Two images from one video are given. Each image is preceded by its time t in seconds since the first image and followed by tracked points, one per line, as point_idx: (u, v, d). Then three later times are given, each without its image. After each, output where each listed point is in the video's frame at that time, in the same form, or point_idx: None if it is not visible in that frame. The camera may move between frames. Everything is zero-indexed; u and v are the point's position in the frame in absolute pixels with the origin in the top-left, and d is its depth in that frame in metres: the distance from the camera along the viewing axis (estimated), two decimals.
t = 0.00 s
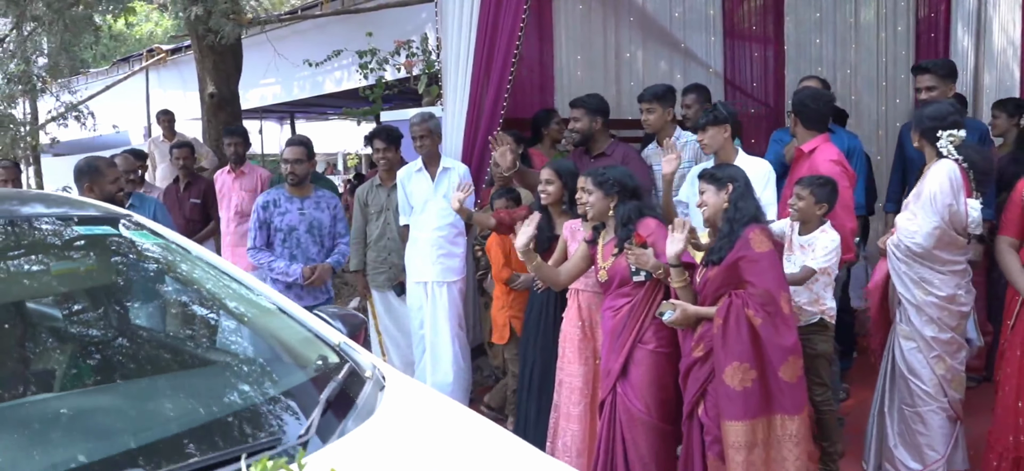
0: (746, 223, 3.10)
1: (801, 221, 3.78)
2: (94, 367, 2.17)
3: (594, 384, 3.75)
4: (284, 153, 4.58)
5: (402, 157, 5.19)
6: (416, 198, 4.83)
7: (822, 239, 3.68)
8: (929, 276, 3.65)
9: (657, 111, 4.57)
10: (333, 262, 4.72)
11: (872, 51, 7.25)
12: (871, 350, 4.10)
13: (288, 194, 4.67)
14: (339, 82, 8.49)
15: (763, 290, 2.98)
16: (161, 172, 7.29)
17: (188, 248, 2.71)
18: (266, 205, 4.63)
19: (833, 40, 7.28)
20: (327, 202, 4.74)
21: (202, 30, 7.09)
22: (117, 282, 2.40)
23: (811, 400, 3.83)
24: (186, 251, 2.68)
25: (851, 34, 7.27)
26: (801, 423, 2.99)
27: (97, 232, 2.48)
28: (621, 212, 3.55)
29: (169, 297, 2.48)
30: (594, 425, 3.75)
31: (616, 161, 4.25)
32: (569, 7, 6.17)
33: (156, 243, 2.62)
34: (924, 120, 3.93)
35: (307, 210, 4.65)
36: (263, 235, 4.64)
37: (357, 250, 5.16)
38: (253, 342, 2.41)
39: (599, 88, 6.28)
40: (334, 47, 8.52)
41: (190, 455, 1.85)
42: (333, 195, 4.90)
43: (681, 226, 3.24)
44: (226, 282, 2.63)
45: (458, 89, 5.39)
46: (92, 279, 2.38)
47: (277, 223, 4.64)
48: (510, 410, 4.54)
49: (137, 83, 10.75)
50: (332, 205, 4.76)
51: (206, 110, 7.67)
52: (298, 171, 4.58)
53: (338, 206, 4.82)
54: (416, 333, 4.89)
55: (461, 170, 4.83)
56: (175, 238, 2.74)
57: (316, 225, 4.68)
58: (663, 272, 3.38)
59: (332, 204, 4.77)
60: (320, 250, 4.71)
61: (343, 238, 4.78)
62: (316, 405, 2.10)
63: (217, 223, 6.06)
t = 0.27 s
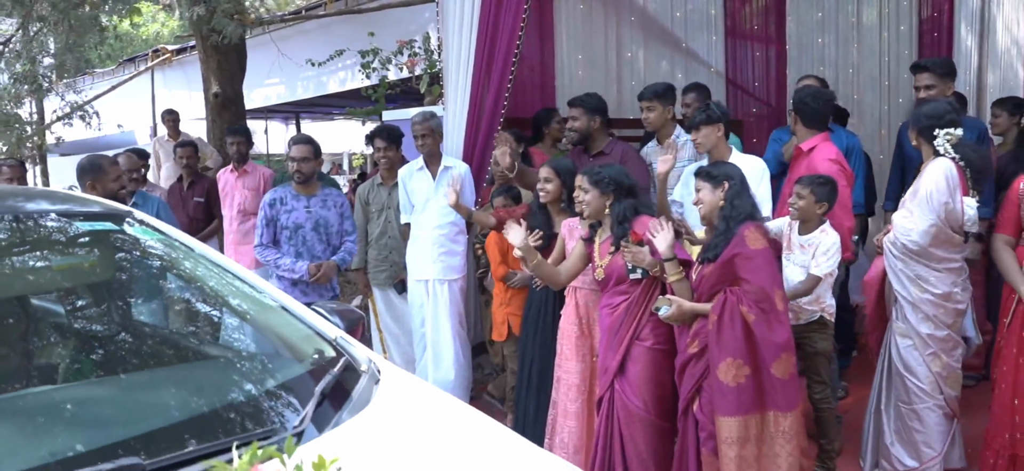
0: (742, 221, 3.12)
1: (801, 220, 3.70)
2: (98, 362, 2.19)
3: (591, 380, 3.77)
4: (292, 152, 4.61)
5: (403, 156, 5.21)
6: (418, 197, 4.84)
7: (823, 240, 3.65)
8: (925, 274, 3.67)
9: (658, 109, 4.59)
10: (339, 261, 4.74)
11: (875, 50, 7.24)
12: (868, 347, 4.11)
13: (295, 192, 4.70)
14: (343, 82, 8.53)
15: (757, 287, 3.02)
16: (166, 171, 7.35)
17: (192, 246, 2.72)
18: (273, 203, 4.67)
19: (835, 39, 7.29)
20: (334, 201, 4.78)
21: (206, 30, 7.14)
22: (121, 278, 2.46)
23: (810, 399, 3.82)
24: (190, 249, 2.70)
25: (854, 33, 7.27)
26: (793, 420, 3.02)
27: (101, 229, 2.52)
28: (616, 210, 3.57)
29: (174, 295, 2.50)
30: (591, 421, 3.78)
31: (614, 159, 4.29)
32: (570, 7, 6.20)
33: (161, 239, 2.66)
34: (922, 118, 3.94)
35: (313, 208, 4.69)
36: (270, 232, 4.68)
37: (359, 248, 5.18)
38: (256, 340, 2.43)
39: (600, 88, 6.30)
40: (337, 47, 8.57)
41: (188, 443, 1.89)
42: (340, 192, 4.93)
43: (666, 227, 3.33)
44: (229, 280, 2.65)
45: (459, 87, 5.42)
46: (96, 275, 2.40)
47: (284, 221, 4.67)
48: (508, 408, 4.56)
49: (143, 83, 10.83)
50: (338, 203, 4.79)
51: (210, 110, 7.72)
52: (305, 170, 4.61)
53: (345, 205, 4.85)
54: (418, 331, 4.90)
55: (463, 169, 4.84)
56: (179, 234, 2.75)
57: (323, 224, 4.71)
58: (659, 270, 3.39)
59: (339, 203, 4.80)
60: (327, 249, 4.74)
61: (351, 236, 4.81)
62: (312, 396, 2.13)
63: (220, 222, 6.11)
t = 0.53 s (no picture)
0: (738, 218, 3.14)
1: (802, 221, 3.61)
2: (107, 355, 2.20)
3: (591, 376, 3.81)
4: (303, 150, 4.66)
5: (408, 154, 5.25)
6: (422, 194, 4.86)
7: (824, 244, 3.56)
8: (924, 271, 3.69)
9: (661, 107, 4.59)
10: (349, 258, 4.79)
11: (881, 50, 7.20)
12: (867, 344, 4.13)
13: (306, 189, 4.75)
14: (350, 82, 8.60)
15: (752, 282, 3.05)
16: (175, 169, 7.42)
17: (204, 244, 2.76)
18: (284, 200, 4.72)
19: (841, 38, 7.27)
20: (345, 198, 4.82)
21: (215, 31, 7.21)
22: (131, 275, 2.49)
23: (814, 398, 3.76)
24: (201, 246, 2.74)
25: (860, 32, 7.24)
26: (789, 415, 3.07)
27: (112, 223, 2.56)
28: (614, 207, 3.60)
29: (182, 290, 2.55)
30: (591, 416, 3.81)
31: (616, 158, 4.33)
32: (575, 7, 6.23)
33: (170, 236, 2.70)
34: (922, 116, 3.96)
35: (324, 205, 4.73)
36: (281, 229, 4.73)
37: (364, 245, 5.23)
38: (263, 336, 2.44)
39: (604, 87, 6.33)
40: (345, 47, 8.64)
41: (188, 428, 1.94)
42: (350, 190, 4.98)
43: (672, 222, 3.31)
44: (237, 276, 2.68)
45: (463, 87, 5.47)
46: (104, 270, 2.45)
47: (294, 218, 4.72)
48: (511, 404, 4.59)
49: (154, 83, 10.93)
50: (349, 201, 4.84)
51: (220, 109, 7.79)
52: (316, 167, 4.65)
53: (355, 203, 4.89)
54: (422, 328, 4.92)
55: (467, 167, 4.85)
56: (189, 231, 2.80)
57: (333, 221, 4.75)
58: (658, 266, 3.41)
59: (350, 201, 4.84)
60: (337, 246, 4.78)
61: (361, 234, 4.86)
62: (311, 384, 2.19)
63: (228, 219, 6.17)
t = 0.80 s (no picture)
0: (739, 215, 3.17)
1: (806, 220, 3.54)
2: (119, 349, 2.22)
3: (594, 372, 3.82)
4: (315, 148, 4.70)
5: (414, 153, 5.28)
6: (429, 192, 4.87)
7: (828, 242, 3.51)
8: (927, 268, 3.70)
9: (668, 104, 4.62)
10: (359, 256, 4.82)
11: (891, 47, 7.17)
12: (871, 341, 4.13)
13: (317, 187, 4.79)
14: (360, 82, 8.66)
15: (751, 278, 3.07)
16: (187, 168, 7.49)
17: (216, 242, 2.79)
18: (296, 198, 4.75)
19: (851, 34, 7.25)
20: (356, 197, 4.86)
21: (226, 31, 7.28)
22: (144, 271, 2.54)
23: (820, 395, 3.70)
24: (212, 243, 2.77)
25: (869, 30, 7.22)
26: (788, 410, 3.10)
27: (124, 219, 2.62)
28: (617, 204, 3.61)
29: (192, 280, 2.60)
30: (594, 412, 3.83)
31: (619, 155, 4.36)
32: (582, 6, 6.25)
33: (182, 232, 2.75)
34: (926, 114, 3.96)
35: (335, 203, 4.77)
36: (291, 226, 4.76)
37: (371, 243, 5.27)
38: (272, 331, 2.47)
39: (610, 86, 6.36)
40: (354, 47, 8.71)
41: (194, 416, 1.98)
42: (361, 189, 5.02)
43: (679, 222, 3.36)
44: (249, 273, 2.71)
45: (472, 85, 5.50)
46: (116, 264, 2.50)
47: (306, 215, 4.75)
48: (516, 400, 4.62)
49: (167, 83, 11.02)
50: (359, 200, 4.88)
51: (231, 109, 7.86)
52: (329, 164, 4.70)
53: (365, 201, 4.93)
54: (428, 325, 4.93)
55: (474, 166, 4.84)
56: (200, 228, 2.84)
57: (344, 219, 4.79)
58: (661, 263, 3.41)
59: (361, 199, 4.88)
60: (347, 244, 4.81)
61: (370, 233, 4.89)
62: (314, 375, 2.22)
63: (238, 217, 6.23)
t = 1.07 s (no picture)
0: (742, 211, 3.19)
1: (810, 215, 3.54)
2: (134, 341, 2.27)
3: (600, 368, 3.85)
4: (328, 146, 4.75)
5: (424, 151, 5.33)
6: (439, 190, 4.90)
7: (832, 236, 3.51)
8: (933, 264, 3.70)
9: (677, 100, 4.73)
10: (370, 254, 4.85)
11: (904, 44, 7.16)
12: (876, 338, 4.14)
13: (331, 185, 4.82)
14: (374, 81, 8.73)
15: (754, 274, 3.10)
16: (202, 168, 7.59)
17: (230, 238, 2.83)
18: (310, 195, 4.79)
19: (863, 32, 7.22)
20: (368, 195, 4.89)
21: (240, 32, 7.36)
22: (160, 267, 2.58)
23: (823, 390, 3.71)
24: (227, 240, 2.81)
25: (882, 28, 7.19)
26: (791, 404, 3.13)
27: (140, 214, 2.66)
28: (623, 201, 3.63)
29: (206, 274, 2.64)
30: (600, 407, 3.86)
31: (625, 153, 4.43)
32: (592, 5, 6.28)
33: (197, 229, 2.79)
34: (934, 110, 3.96)
35: (348, 201, 4.80)
36: (305, 223, 4.80)
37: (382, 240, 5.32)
38: (284, 325, 2.50)
39: (620, 85, 6.39)
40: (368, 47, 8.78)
41: (203, 404, 2.03)
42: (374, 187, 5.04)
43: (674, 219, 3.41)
44: (264, 270, 2.75)
45: (481, 80, 5.51)
46: (132, 259, 2.55)
47: (319, 212, 4.78)
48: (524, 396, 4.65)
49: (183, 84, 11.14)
50: (372, 198, 4.91)
51: (246, 109, 7.95)
52: (342, 162, 4.74)
53: (378, 200, 4.96)
54: (439, 322, 4.96)
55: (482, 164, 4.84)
56: (214, 225, 2.88)
57: (357, 217, 4.82)
58: (664, 260, 3.41)
59: (373, 198, 4.91)
60: (359, 241, 4.84)
61: (381, 232, 4.91)
62: (322, 366, 2.26)
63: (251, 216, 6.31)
